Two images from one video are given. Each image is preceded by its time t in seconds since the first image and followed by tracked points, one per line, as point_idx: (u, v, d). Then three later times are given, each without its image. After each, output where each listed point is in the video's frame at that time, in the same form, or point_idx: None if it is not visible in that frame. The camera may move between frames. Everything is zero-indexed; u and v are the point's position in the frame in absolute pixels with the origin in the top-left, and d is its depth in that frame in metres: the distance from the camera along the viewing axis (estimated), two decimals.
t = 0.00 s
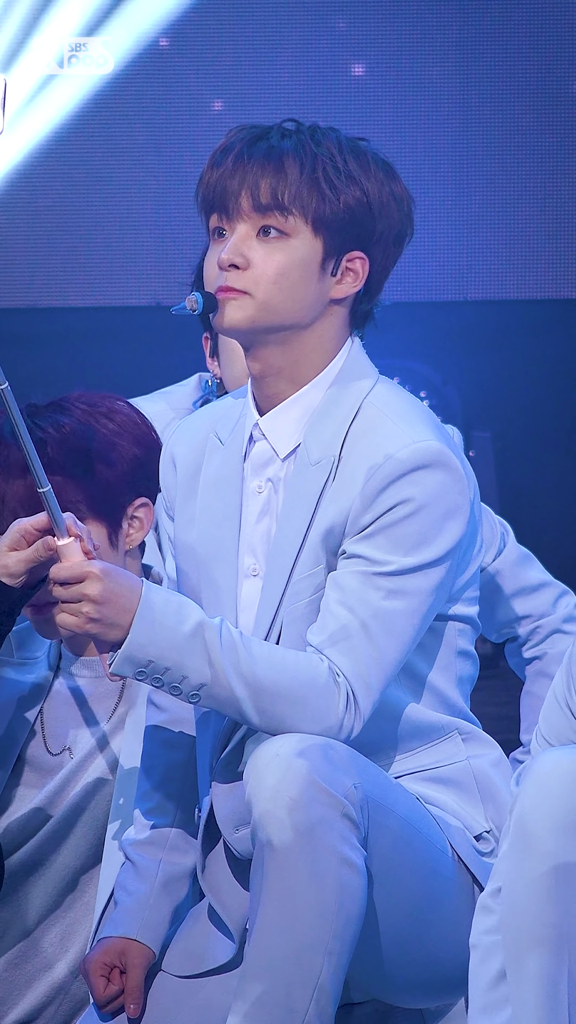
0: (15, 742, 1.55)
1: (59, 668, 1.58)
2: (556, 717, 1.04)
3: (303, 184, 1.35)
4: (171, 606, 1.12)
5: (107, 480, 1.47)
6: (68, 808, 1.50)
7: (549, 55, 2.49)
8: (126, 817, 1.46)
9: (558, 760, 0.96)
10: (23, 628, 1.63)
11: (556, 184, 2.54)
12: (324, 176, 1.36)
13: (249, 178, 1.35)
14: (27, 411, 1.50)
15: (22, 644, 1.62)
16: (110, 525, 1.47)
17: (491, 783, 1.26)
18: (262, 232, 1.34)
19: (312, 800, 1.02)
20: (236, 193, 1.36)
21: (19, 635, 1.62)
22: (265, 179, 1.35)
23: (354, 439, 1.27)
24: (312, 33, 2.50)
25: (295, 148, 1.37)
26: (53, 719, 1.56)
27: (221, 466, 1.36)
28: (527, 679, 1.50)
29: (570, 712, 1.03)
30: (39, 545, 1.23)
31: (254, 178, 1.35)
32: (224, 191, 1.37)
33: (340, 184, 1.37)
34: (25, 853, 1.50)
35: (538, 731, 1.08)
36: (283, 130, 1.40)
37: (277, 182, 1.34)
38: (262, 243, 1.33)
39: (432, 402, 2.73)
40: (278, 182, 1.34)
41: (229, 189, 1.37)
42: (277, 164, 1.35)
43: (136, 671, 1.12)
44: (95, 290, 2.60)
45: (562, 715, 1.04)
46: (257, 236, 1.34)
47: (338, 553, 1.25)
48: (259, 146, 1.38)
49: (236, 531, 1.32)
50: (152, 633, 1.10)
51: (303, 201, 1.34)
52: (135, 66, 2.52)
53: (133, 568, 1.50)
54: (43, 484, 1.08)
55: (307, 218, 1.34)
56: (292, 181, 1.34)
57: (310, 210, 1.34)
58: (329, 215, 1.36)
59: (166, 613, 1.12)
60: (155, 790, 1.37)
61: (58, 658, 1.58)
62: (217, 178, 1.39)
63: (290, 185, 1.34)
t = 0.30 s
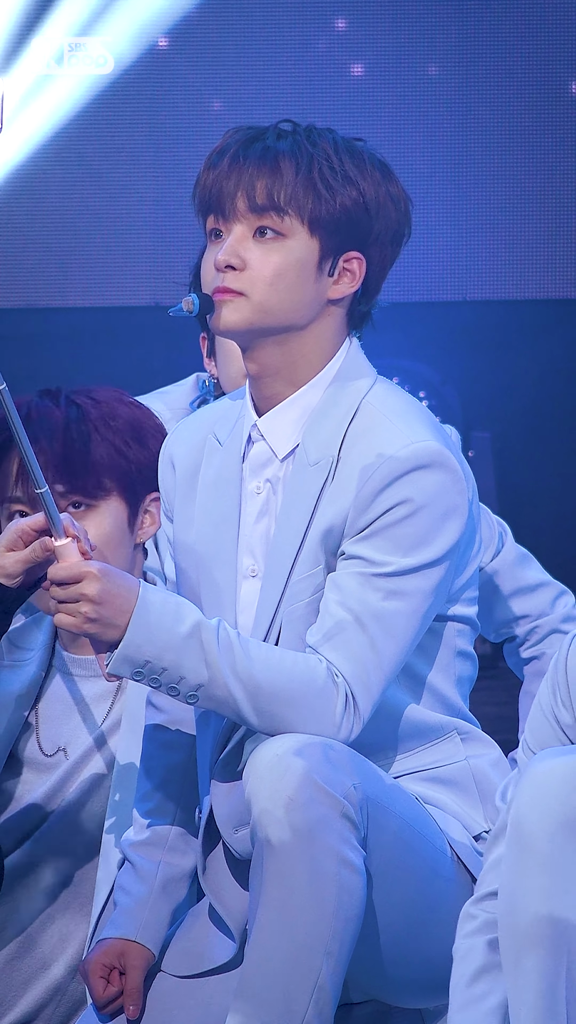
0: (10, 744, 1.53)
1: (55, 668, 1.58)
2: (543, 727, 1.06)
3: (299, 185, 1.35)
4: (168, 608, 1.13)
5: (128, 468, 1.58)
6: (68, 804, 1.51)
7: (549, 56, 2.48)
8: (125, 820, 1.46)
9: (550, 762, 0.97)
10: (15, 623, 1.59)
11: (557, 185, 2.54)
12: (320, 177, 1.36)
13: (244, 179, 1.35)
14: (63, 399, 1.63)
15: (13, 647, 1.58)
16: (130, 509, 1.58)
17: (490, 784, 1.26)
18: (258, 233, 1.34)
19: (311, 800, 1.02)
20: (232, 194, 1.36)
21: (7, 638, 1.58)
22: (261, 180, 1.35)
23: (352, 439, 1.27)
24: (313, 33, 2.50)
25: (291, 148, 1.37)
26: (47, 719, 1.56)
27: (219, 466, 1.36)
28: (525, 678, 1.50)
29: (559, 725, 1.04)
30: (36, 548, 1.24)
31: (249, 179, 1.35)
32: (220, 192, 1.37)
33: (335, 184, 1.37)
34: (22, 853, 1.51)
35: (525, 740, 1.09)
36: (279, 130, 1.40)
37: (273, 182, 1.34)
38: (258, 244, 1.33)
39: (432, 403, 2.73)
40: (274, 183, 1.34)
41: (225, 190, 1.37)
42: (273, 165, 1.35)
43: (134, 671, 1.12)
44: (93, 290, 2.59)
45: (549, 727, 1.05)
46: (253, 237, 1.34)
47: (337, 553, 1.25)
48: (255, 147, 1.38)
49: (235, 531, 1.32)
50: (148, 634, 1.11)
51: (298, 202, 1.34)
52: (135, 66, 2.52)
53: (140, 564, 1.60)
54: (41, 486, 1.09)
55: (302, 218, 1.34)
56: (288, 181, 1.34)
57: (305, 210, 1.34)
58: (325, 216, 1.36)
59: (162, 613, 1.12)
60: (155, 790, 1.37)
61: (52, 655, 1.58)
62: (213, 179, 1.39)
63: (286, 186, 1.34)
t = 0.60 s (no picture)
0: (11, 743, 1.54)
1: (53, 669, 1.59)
2: (542, 720, 1.07)
3: (297, 185, 1.35)
4: (164, 611, 1.13)
5: (140, 459, 1.62)
6: (67, 805, 1.50)
7: (549, 56, 2.49)
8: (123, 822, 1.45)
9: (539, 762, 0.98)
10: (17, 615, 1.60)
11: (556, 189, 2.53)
12: (318, 177, 1.36)
13: (242, 180, 1.36)
14: (82, 388, 1.68)
15: (12, 647, 1.58)
16: (141, 504, 1.60)
17: (490, 785, 1.25)
18: (257, 234, 1.34)
19: (311, 800, 1.02)
20: (231, 196, 1.36)
21: (6, 639, 1.57)
22: (260, 181, 1.35)
23: (352, 440, 1.27)
24: (313, 33, 2.50)
25: (289, 149, 1.37)
26: (47, 719, 1.57)
27: (219, 467, 1.37)
28: (525, 677, 1.50)
29: (559, 719, 1.05)
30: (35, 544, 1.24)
31: (247, 180, 1.35)
32: (219, 194, 1.37)
33: (334, 185, 1.37)
34: (19, 855, 1.50)
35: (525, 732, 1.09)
36: (278, 131, 1.40)
37: (271, 183, 1.34)
38: (257, 245, 1.33)
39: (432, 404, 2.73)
40: (272, 183, 1.34)
41: (224, 191, 1.37)
42: (271, 165, 1.35)
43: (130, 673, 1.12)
44: (93, 290, 2.59)
45: (549, 720, 1.06)
46: (251, 238, 1.34)
47: (338, 553, 1.25)
48: (253, 148, 1.38)
49: (235, 531, 1.32)
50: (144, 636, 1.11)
51: (297, 202, 1.34)
52: (135, 67, 2.52)
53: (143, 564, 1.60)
54: (41, 487, 1.09)
55: (301, 219, 1.34)
56: (286, 182, 1.34)
57: (304, 211, 1.34)
58: (323, 216, 1.35)
59: (159, 615, 1.12)
60: (155, 790, 1.37)
61: (51, 655, 1.59)
62: (211, 181, 1.39)
63: (284, 187, 1.34)
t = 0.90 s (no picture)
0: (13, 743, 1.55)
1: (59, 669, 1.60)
2: (536, 729, 1.14)
3: (298, 185, 1.35)
4: (188, 594, 1.12)
5: (146, 453, 1.63)
6: (67, 806, 1.51)
7: (551, 54, 2.50)
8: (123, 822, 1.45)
9: (536, 763, 0.99)
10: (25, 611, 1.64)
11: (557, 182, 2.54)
12: (319, 178, 1.36)
13: (243, 180, 1.36)
14: (90, 385, 1.69)
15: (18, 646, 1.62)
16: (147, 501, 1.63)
17: (489, 787, 1.26)
18: (257, 235, 1.34)
19: (311, 801, 1.02)
20: (231, 197, 1.36)
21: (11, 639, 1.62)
22: (260, 181, 1.35)
23: (354, 440, 1.27)
24: (312, 33, 2.51)
25: (289, 149, 1.37)
26: (51, 718, 1.58)
27: (220, 468, 1.37)
28: (525, 676, 1.50)
29: (551, 726, 1.12)
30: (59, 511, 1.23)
31: (248, 181, 1.35)
32: (219, 195, 1.37)
33: (335, 186, 1.37)
34: (21, 854, 1.51)
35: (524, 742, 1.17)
36: (278, 132, 1.40)
37: (271, 185, 1.34)
38: (258, 245, 1.33)
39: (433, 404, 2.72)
40: (273, 184, 1.34)
41: (224, 192, 1.37)
42: (271, 166, 1.35)
43: (147, 652, 1.11)
44: (97, 292, 2.59)
45: (541, 726, 1.14)
46: (252, 239, 1.34)
47: (339, 554, 1.25)
48: (254, 148, 1.38)
49: (236, 531, 1.32)
50: (167, 617, 1.11)
51: (296, 202, 1.34)
52: (135, 67, 2.52)
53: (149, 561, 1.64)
54: (64, 452, 1.07)
55: (301, 220, 1.34)
56: (286, 182, 1.34)
57: (304, 212, 1.34)
58: (324, 217, 1.36)
59: (184, 598, 1.12)
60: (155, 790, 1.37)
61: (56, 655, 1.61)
62: (212, 182, 1.39)
63: (284, 187, 1.34)
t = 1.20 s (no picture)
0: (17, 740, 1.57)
1: (61, 669, 1.62)
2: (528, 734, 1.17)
3: (304, 186, 1.34)
4: (201, 600, 1.12)
5: (154, 452, 1.64)
6: (68, 807, 1.52)
7: (549, 56, 2.48)
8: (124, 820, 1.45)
9: (540, 761, 1.00)
10: (28, 596, 1.67)
11: (557, 183, 2.55)
12: (325, 179, 1.36)
13: (250, 182, 1.36)
14: (98, 384, 1.69)
15: (21, 642, 1.65)
16: (155, 503, 1.64)
17: (491, 787, 1.26)
18: (264, 237, 1.34)
19: (315, 801, 1.03)
20: (238, 199, 1.36)
21: (13, 630, 1.65)
22: (267, 182, 1.35)
23: (358, 441, 1.28)
24: (313, 33, 2.51)
25: (296, 150, 1.37)
26: (55, 717, 1.59)
27: (222, 466, 1.37)
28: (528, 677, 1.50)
29: (543, 733, 1.15)
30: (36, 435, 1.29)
31: (255, 182, 1.35)
32: (226, 196, 1.38)
33: (341, 186, 1.36)
34: (23, 853, 1.51)
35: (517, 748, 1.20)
36: (284, 132, 1.40)
37: (278, 186, 1.34)
38: (265, 247, 1.33)
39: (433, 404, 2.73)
40: (280, 186, 1.34)
41: (231, 193, 1.37)
42: (278, 167, 1.36)
43: (158, 658, 1.11)
44: (101, 291, 2.66)
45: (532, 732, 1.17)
46: (259, 240, 1.34)
47: (343, 554, 1.25)
48: (261, 149, 1.38)
49: (239, 531, 1.32)
50: (180, 625, 1.10)
51: (304, 204, 1.34)
52: (135, 67, 2.52)
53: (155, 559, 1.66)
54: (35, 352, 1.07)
55: (308, 221, 1.34)
56: (294, 183, 1.34)
57: (311, 213, 1.34)
58: (330, 218, 1.35)
59: (196, 605, 1.11)
60: (155, 790, 1.37)
61: (59, 655, 1.62)
62: (218, 184, 1.39)
63: (291, 188, 1.34)
